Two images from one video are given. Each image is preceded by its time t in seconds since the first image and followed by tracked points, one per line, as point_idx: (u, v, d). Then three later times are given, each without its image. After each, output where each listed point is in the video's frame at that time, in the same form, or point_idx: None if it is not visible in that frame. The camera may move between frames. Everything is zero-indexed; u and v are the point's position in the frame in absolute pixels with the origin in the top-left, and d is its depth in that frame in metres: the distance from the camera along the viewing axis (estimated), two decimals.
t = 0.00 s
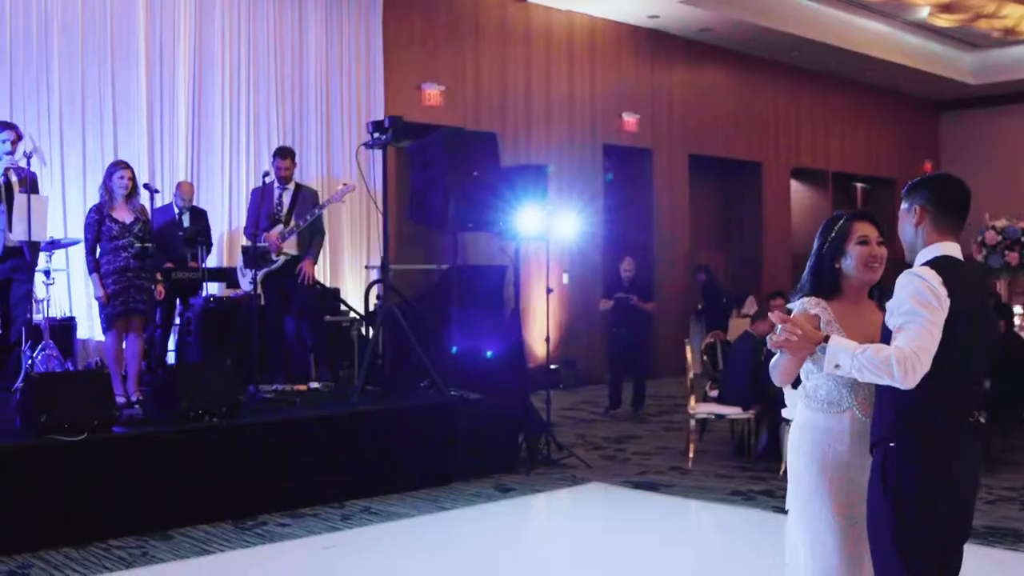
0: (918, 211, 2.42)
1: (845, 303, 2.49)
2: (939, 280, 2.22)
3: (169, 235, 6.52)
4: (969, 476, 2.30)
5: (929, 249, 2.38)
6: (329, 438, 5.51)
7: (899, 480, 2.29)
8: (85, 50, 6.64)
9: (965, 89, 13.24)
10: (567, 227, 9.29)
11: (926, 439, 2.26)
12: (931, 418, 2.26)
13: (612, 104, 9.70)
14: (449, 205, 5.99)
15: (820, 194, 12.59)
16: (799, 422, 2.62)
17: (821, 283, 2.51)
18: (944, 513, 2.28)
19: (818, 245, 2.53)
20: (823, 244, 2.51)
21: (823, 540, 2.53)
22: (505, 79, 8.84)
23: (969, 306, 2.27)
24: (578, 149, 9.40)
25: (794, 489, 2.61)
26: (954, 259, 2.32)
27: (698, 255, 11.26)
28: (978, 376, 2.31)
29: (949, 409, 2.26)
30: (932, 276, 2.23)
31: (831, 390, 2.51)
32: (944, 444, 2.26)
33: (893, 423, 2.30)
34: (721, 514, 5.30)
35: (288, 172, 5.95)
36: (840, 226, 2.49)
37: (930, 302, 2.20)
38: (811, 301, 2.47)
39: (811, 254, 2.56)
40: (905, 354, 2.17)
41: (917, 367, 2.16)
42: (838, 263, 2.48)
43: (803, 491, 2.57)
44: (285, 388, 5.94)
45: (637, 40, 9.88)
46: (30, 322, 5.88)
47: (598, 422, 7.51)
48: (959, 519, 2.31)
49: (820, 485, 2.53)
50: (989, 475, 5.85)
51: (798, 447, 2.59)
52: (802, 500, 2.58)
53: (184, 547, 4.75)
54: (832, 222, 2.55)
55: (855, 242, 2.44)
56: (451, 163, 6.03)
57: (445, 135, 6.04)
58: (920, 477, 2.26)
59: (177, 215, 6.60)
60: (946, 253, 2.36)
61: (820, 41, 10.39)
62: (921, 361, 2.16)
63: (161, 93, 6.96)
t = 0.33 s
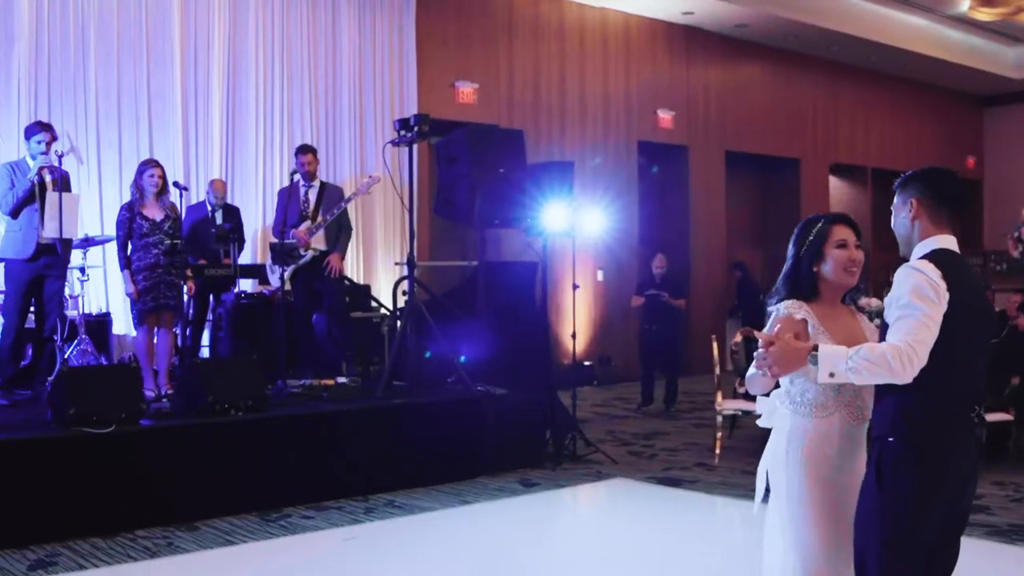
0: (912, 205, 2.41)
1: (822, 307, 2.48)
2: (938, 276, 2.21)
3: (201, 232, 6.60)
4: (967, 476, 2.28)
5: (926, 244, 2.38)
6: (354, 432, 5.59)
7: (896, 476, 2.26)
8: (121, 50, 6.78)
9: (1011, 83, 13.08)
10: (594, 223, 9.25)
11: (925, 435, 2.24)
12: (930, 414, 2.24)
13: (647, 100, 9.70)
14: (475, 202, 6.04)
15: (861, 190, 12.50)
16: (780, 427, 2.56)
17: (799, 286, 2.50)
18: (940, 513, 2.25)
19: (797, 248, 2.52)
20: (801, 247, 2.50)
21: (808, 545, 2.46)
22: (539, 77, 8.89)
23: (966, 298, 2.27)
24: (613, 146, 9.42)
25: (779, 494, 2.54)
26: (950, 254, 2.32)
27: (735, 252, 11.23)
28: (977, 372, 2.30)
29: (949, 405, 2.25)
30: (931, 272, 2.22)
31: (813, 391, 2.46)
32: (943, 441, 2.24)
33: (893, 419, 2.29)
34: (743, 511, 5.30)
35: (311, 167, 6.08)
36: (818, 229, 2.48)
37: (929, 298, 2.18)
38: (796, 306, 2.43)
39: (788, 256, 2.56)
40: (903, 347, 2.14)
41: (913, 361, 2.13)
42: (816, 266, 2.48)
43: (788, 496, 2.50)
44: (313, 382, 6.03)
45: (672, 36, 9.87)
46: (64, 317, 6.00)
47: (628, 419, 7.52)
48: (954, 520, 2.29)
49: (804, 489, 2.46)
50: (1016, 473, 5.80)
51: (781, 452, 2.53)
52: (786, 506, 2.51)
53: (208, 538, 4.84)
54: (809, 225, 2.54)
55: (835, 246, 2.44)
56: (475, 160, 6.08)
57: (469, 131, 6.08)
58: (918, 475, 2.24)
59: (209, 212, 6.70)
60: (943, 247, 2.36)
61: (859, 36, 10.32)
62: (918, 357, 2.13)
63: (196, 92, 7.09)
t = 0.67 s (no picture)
0: (900, 195, 2.34)
1: (771, 291, 2.49)
2: (912, 262, 2.17)
3: (228, 228, 6.69)
4: (968, 471, 2.18)
5: (909, 232, 2.30)
6: (374, 425, 5.63)
7: (887, 477, 2.20)
8: (149, 48, 6.88)
9: None
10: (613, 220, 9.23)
11: (912, 433, 2.17)
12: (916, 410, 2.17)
13: (677, 95, 9.69)
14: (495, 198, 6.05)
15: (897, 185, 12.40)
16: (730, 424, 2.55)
17: (748, 270, 2.49)
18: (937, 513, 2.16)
19: (745, 232, 2.49)
20: (749, 232, 2.47)
21: (774, 536, 2.42)
22: (568, 75, 8.90)
23: (952, 287, 2.19)
24: (642, 141, 9.42)
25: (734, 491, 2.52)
26: (932, 242, 2.24)
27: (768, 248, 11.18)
28: (974, 362, 2.21)
29: (937, 399, 2.17)
30: (906, 259, 2.18)
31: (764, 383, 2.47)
32: (933, 437, 2.16)
33: (881, 418, 2.23)
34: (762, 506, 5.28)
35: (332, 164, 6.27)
36: (766, 214, 2.45)
37: (902, 284, 2.14)
38: (753, 295, 2.41)
39: (736, 237, 2.53)
40: (875, 331, 2.09)
41: (887, 344, 2.08)
42: (764, 251, 2.47)
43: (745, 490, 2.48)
44: (335, 375, 6.09)
45: (703, 31, 9.84)
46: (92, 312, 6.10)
47: (655, 414, 7.53)
48: (958, 519, 2.19)
49: (762, 479, 2.44)
50: None
51: (734, 448, 2.52)
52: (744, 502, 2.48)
53: (226, 528, 4.91)
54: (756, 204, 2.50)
55: (785, 233, 2.42)
56: (497, 156, 6.12)
57: (491, 128, 6.13)
58: (908, 474, 2.17)
59: (235, 208, 6.76)
60: (927, 235, 2.27)
61: (893, 30, 10.22)
62: (893, 341, 2.08)
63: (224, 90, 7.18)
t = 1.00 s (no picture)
0: (914, 181, 2.28)
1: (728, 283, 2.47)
2: (911, 253, 2.13)
3: (258, 224, 6.76)
4: (975, 471, 2.14)
5: (920, 219, 2.24)
6: (397, 417, 5.66)
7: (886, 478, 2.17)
8: (181, 45, 6.98)
9: None
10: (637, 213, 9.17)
11: (911, 432, 2.14)
12: (912, 409, 2.14)
13: (712, 90, 9.65)
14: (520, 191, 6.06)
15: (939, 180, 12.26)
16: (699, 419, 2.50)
17: (706, 261, 2.46)
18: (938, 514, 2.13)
19: (695, 225, 2.48)
20: (701, 224, 2.46)
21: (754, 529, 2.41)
22: (601, 72, 8.89)
23: (958, 275, 2.14)
24: (676, 135, 9.40)
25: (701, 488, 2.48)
26: (941, 230, 2.19)
27: (806, 243, 11.09)
28: (984, 355, 2.15)
29: (936, 397, 2.12)
30: (906, 250, 2.14)
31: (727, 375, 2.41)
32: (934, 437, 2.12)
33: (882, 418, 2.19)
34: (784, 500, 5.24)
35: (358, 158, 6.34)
36: (722, 205, 2.44)
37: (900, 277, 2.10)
38: (721, 286, 2.38)
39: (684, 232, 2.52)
40: (870, 327, 2.07)
41: (882, 340, 2.06)
42: (721, 243, 2.45)
43: (717, 488, 2.45)
44: (360, 369, 6.14)
45: (738, 25, 9.80)
46: (122, 305, 6.20)
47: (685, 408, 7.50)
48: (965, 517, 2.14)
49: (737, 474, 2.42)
50: None
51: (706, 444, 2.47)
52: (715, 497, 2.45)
53: (246, 520, 4.95)
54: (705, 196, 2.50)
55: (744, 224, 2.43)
56: (522, 151, 6.09)
57: (515, 122, 6.08)
58: (907, 475, 2.13)
59: (265, 203, 6.81)
60: (939, 224, 2.22)
61: (934, 21, 10.10)
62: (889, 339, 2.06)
63: (255, 87, 7.26)
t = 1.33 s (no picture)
0: (964, 178, 2.13)
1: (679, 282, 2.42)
2: (944, 256, 2.02)
3: (293, 218, 6.80)
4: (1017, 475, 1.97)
5: (966, 218, 2.10)
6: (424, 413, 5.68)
7: (913, 486, 2.04)
8: (217, 41, 7.06)
9: None
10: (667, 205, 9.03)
11: (939, 437, 2.01)
12: (940, 412, 2.01)
13: (752, 83, 9.64)
14: (552, 185, 6.04)
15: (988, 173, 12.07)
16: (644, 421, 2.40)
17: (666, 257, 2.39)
18: (968, 525, 1.99)
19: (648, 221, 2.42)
20: (657, 221, 2.41)
21: (707, 526, 2.30)
22: (638, 66, 8.89)
23: (999, 276, 2.01)
24: (713, 129, 9.39)
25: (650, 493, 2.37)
26: (984, 232, 2.04)
27: (849, 236, 10.98)
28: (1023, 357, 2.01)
29: (967, 400, 1.99)
30: (940, 253, 2.03)
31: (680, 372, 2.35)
32: (964, 442, 1.98)
33: (914, 421, 2.07)
34: (811, 499, 5.21)
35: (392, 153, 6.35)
36: (681, 203, 2.43)
37: (925, 281, 2.01)
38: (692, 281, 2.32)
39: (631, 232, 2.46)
40: (881, 333, 2.01)
41: (890, 350, 2.00)
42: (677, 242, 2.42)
43: (666, 487, 2.34)
44: (389, 364, 6.17)
45: (778, 17, 9.76)
46: (156, 299, 6.32)
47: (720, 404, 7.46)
48: (1004, 524, 1.97)
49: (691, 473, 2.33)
50: None
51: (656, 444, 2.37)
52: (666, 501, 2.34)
53: (272, 513, 5.01)
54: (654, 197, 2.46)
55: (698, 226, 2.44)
56: (552, 146, 6.05)
57: (546, 117, 6.04)
58: (934, 484, 2.00)
59: (300, 199, 6.83)
60: (986, 224, 2.07)
61: (981, 12, 9.94)
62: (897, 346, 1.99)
63: (290, 82, 7.33)
